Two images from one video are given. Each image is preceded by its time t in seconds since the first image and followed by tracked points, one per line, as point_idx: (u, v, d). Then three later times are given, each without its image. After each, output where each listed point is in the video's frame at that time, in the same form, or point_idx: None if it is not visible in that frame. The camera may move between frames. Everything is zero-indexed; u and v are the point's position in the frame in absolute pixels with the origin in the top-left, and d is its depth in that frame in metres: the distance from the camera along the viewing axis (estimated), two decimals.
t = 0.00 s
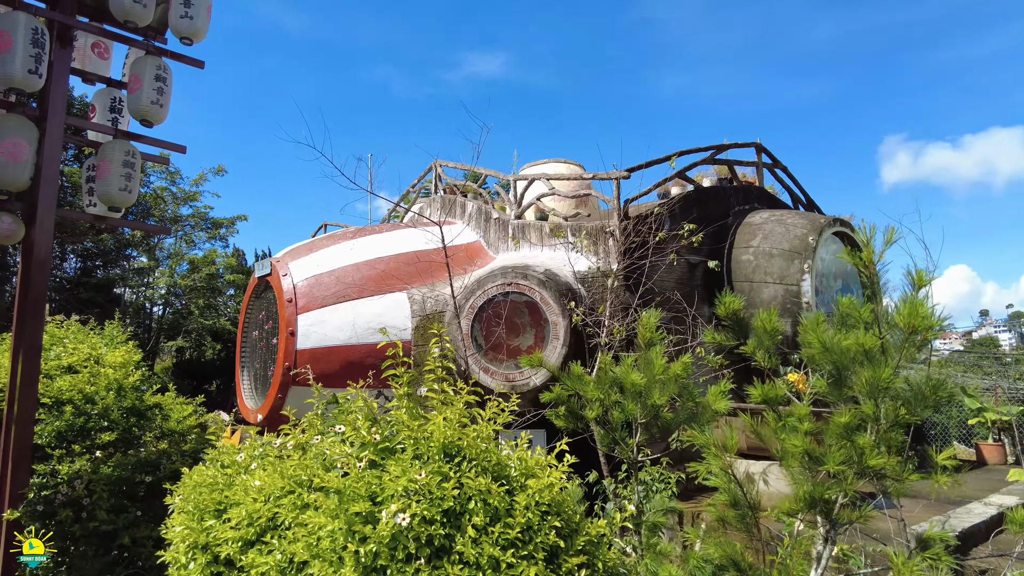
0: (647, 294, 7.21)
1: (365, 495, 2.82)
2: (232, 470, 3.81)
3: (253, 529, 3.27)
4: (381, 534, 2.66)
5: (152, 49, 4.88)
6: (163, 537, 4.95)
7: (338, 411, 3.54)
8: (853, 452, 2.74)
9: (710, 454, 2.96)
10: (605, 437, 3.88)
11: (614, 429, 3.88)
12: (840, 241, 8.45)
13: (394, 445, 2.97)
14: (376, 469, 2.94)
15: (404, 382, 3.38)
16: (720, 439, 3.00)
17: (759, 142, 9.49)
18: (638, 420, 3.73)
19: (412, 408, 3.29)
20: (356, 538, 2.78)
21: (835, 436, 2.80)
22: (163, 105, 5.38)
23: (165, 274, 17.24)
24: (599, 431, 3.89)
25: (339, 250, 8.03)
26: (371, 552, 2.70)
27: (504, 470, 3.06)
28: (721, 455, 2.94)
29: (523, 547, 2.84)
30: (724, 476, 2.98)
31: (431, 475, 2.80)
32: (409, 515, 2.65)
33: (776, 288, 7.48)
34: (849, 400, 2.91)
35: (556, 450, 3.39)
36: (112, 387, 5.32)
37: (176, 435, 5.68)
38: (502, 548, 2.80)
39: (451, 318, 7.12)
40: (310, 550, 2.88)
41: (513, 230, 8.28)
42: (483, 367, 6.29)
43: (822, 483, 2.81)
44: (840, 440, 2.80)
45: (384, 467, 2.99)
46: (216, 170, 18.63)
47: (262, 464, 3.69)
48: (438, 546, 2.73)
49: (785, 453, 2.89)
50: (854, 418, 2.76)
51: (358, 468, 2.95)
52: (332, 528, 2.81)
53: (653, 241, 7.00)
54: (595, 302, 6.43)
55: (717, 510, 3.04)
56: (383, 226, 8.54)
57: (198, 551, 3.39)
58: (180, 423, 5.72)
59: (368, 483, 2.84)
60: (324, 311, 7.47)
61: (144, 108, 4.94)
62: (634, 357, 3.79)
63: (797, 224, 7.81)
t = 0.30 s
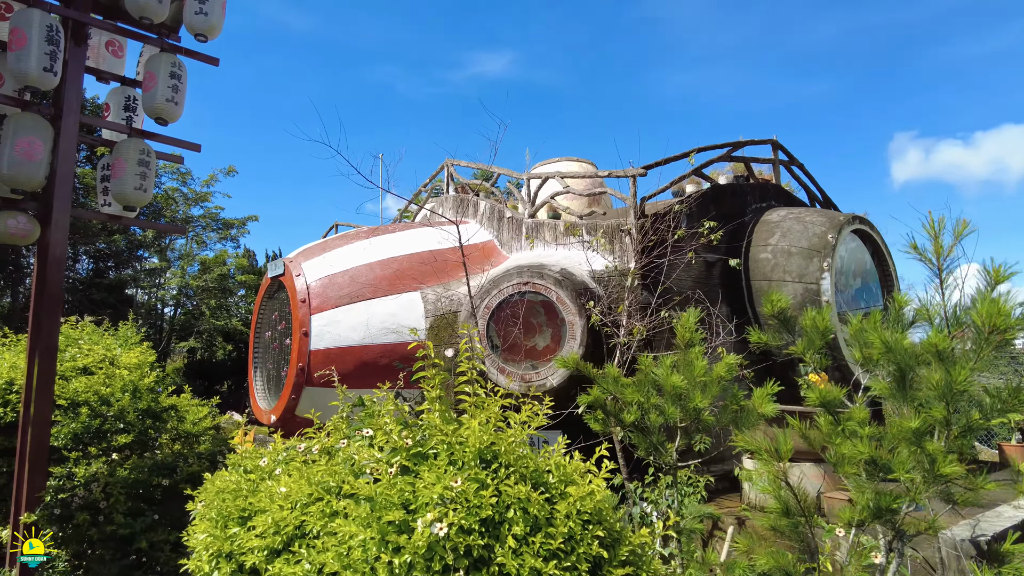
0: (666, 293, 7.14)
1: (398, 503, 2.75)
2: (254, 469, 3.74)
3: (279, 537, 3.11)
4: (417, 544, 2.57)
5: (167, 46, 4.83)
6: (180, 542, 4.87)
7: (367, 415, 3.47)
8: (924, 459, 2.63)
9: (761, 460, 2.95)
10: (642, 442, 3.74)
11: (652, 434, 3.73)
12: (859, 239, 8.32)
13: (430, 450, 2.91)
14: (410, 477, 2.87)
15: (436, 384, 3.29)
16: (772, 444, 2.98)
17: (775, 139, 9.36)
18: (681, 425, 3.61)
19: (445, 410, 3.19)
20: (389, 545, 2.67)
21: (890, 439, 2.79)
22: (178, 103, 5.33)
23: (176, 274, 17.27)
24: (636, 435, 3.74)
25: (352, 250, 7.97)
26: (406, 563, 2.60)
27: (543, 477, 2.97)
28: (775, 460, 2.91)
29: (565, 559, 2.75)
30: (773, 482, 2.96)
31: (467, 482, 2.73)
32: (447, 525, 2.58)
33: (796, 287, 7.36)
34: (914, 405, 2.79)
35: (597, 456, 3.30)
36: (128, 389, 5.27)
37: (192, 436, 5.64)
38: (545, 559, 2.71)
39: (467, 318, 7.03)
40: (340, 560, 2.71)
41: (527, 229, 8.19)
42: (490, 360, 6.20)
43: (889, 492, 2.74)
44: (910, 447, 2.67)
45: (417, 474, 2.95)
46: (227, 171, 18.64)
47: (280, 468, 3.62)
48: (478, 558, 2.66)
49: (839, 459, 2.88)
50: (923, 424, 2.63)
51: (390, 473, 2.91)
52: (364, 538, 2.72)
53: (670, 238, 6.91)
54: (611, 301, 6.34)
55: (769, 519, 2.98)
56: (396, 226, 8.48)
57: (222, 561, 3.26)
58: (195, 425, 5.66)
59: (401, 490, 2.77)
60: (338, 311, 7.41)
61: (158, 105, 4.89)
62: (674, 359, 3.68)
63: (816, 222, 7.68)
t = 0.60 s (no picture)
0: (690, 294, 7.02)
1: (442, 510, 2.68)
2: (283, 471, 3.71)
3: (316, 544, 3.05)
4: (464, 553, 2.48)
5: (191, 47, 4.82)
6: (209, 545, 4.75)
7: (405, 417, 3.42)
8: (1012, 465, 2.54)
9: (824, 467, 2.90)
10: (689, 446, 3.66)
11: (700, 438, 3.64)
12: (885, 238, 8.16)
13: (473, 454, 2.86)
14: (455, 483, 2.79)
15: (477, 386, 3.22)
16: (836, 449, 2.92)
17: (798, 138, 9.22)
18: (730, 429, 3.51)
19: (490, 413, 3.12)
20: (436, 555, 2.57)
21: (970, 444, 2.69)
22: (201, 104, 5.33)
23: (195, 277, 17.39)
24: (682, 439, 3.65)
25: (372, 251, 7.95)
26: (452, 572, 2.50)
27: (592, 482, 2.86)
28: (840, 467, 2.85)
29: (619, 571, 2.65)
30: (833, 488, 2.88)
31: (514, 488, 2.64)
32: (497, 533, 2.48)
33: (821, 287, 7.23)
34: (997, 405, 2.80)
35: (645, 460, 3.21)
36: (153, 391, 5.28)
37: (216, 439, 5.63)
38: (598, 569, 2.62)
39: (488, 318, 6.88)
40: (382, 570, 2.64)
41: (546, 230, 8.11)
42: (527, 371, 6.16)
43: (970, 501, 2.65)
44: (995, 455, 2.58)
45: (461, 479, 2.84)
46: (244, 174, 18.73)
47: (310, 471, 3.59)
48: (530, 568, 2.58)
49: (905, 464, 2.73)
50: (1010, 427, 2.53)
51: (433, 479, 2.83)
52: (408, 547, 2.61)
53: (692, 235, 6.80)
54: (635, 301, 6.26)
55: (832, 528, 2.92)
56: (415, 227, 8.44)
57: (260, 567, 3.21)
58: (219, 427, 5.64)
59: (446, 497, 2.71)
60: (358, 313, 7.39)
61: (183, 107, 4.89)
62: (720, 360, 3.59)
63: (841, 221, 7.53)
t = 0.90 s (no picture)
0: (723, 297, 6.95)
1: (510, 522, 2.61)
2: (325, 476, 3.54)
3: (373, 554, 2.81)
4: (537, 567, 2.40)
5: (224, 49, 4.80)
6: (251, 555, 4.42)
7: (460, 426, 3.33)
8: None
9: (913, 478, 2.68)
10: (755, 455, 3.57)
11: (766, 447, 3.54)
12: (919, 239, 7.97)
13: (540, 465, 2.80)
14: (522, 494, 2.72)
15: (539, 394, 3.13)
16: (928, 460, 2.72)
17: (827, 137, 9.06)
18: (802, 437, 3.40)
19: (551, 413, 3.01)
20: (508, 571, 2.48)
21: None
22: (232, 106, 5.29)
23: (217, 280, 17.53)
24: (751, 449, 3.55)
25: (397, 254, 7.93)
26: None
27: (661, 495, 2.78)
28: (931, 480, 2.64)
29: None
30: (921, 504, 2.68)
31: (586, 500, 2.56)
32: (572, 549, 2.41)
33: (854, 289, 7.04)
34: None
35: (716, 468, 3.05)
36: (187, 395, 5.29)
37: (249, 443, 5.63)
38: None
39: (515, 322, 7.01)
40: None
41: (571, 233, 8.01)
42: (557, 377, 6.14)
43: None
44: None
45: (527, 489, 2.79)
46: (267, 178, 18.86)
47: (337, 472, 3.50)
48: None
49: (1004, 477, 2.54)
50: None
51: (498, 487, 2.75)
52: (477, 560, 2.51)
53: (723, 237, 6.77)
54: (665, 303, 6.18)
55: (924, 543, 2.68)
56: (439, 231, 8.42)
57: None
58: (251, 432, 5.59)
59: (513, 508, 2.63)
60: (384, 316, 7.37)
61: (217, 110, 4.86)
62: (790, 365, 3.48)
63: (874, 221, 7.33)
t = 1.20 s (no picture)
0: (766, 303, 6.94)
1: (596, 541, 2.34)
2: (386, 489, 3.30)
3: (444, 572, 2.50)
4: None
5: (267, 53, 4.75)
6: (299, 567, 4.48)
7: (524, 436, 3.23)
8: None
9: None
10: (839, 467, 3.53)
11: (853, 459, 3.49)
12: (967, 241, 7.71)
13: (624, 480, 2.55)
14: (605, 511, 2.47)
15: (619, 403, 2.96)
16: None
17: (869, 138, 8.85)
18: (892, 450, 3.34)
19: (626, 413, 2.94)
20: None
21: None
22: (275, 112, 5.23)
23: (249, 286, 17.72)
24: (835, 460, 3.49)
25: (431, 259, 7.90)
26: None
27: (755, 513, 2.47)
28: None
29: None
30: None
31: (679, 518, 2.31)
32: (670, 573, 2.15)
33: (900, 292, 6.80)
34: None
35: (811, 484, 2.76)
36: (230, 401, 5.32)
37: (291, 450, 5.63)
38: None
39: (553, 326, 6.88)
40: None
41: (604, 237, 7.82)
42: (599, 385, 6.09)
43: None
44: None
45: (610, 506, 2.55)
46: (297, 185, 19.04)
47: (383, 477, 3.45)
48: None
49: None
50: None
51: (578, 503, 2.51)
52: None
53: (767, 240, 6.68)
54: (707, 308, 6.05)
55: None
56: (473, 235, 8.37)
57: None
58: (295, 437, 5.58)
59: (597, 526, 2.37)
60: (419, 321, 7.34)
61: (260, 116, 4.80)
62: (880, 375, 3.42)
63: (919, 223, 7.02)
